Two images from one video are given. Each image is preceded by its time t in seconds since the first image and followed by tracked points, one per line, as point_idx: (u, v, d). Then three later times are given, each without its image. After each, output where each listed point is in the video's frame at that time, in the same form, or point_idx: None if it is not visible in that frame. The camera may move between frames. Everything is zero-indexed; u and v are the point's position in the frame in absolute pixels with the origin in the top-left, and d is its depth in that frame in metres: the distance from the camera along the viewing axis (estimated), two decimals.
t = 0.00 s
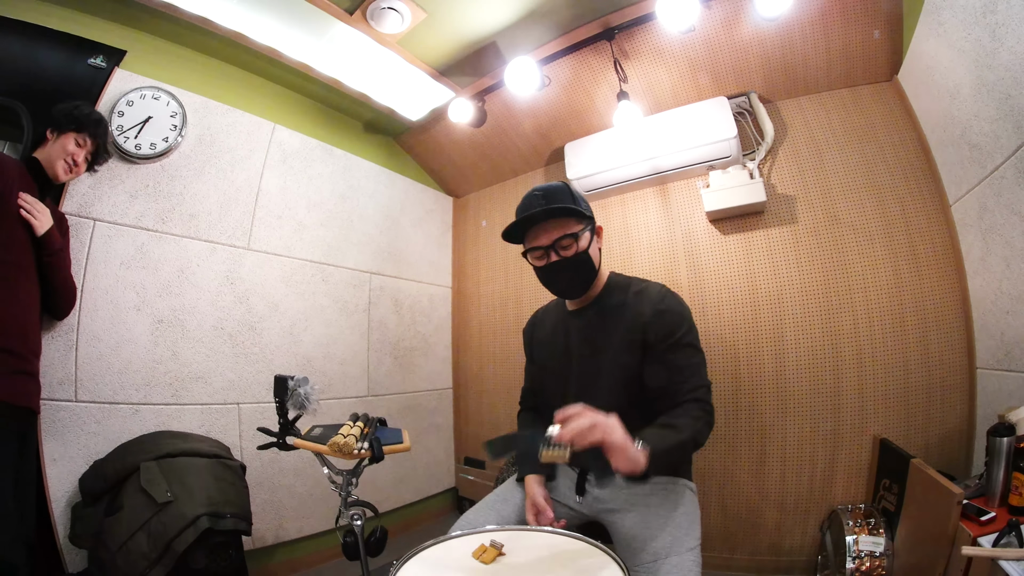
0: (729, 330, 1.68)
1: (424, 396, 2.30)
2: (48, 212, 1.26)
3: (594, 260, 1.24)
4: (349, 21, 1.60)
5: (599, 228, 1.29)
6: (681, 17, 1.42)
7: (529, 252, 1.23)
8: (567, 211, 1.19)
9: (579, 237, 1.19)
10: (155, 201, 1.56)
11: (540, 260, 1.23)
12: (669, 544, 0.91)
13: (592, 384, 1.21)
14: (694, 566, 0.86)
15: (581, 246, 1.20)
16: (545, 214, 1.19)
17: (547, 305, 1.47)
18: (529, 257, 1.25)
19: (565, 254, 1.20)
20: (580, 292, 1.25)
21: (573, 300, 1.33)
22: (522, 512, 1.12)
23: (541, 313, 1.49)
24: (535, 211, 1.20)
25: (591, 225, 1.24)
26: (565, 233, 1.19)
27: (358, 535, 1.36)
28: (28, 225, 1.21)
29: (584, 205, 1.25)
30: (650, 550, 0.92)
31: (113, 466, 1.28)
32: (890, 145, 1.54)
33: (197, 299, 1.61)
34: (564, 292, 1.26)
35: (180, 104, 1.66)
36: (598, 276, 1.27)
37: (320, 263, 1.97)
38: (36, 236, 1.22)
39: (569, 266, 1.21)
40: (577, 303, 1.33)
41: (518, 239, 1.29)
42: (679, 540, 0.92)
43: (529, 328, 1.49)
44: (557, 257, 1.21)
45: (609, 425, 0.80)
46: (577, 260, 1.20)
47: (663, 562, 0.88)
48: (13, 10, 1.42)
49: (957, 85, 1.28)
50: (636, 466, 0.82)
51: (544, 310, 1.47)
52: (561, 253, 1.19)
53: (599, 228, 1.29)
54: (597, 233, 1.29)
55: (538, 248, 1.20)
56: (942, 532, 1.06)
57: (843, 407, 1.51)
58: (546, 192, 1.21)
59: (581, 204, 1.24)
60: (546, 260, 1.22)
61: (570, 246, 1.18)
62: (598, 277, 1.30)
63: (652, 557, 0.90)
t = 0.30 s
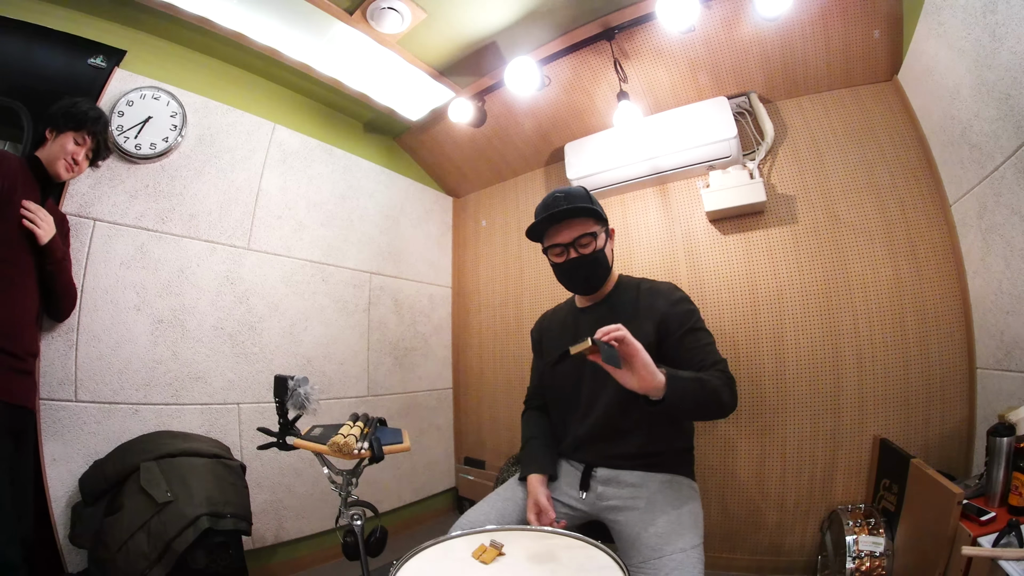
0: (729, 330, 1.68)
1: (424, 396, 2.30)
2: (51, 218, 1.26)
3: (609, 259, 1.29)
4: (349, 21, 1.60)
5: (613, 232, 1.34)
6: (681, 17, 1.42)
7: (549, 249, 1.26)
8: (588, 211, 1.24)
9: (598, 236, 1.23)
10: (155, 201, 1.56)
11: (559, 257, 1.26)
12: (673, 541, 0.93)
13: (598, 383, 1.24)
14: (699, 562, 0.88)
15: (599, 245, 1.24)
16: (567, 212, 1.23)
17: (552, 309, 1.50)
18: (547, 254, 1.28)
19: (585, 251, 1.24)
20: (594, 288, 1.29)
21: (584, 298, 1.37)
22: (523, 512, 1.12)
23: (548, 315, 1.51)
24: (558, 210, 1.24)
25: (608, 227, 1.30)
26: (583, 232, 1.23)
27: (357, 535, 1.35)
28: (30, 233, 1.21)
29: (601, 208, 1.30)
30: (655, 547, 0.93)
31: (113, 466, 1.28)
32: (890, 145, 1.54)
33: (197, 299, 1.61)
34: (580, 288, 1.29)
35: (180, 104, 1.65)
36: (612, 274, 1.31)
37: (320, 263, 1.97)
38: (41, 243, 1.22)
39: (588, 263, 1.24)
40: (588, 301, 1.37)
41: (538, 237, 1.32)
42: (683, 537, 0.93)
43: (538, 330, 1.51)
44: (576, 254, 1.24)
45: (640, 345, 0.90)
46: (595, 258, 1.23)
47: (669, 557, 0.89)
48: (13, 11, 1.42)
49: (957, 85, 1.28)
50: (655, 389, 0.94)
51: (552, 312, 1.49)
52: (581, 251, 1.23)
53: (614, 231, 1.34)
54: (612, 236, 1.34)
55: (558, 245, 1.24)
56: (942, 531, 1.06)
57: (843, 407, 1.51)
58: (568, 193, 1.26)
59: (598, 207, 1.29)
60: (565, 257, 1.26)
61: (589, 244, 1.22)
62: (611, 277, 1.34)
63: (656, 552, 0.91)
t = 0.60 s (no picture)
0: (730, 331, 1.67)
1: (424, 396, 2.30)
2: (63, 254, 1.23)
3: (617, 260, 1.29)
4: (349, 21, 1.60)
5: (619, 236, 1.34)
6: (681, 17, 1.42)
7: (558, 247, 1.27)
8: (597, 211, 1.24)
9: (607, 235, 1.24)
10: (155, 201, 1.56)
11: (569, 255, 1.27)
12: (674, 538, 0.92)
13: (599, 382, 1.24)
14: (700, 560, 0.88)
15: (607, 245, 1.25)
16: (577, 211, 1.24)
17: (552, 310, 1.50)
18: (557, 253, 1.29)
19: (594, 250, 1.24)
20: (601, 289, 1.29)
21: (590, 298, 1.38)
22: (523, 510, 1.12)
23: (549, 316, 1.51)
24: (568, 209, 1.25)
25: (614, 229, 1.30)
26: (593, 232, 1.24)
27: (358, 535, 1.35)
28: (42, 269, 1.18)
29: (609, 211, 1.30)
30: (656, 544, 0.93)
31: (113, 466, 1.28)
32: (890, 145, 1.54)
33: (198, 299, 1.61)
34: (588, 289, 1.30)
35: (180, 104, 1.66)
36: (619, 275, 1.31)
37: (320, 263, 1.97)
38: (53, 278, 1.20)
39: (597, 263, 1.24)
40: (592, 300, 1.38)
41: (548, 236, 1.33)
42: (684, 535, 0.93)
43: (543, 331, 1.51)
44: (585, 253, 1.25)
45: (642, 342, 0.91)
46: (604, 257, 1.24)
47: (670, 555, 0.89)
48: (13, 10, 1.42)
49: (957, 85, 1.28)
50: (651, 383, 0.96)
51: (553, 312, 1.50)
52: (590, 250, 1.23)
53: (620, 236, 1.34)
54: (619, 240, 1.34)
55: (568, 243, 1.25)
56: (943, 531, 1.06)
57: (843, 407, 1.51)
58: (579, 195, 1.27)
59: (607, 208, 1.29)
60: (575, 256, 1.26)
61: (599, 243, 1.23)
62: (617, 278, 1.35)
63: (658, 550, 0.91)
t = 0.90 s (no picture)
0: (730, 331, 1.67)
1: (424, 396, 2.30)
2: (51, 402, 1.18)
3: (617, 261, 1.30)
4: (349, 21, 1.60)
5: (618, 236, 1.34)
6: (681, 17, 1.41)
7: (558, 249, 1.27)
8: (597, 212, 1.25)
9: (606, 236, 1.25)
10: (155, 201, 1.56)
11: (570, 256, 1.27)
12: (674, 538, 0.93)
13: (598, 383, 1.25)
14: (699, 561, 0.88)
15: (607, 245, 1.26)
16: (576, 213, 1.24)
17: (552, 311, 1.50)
18: (558, 255, 1.29)
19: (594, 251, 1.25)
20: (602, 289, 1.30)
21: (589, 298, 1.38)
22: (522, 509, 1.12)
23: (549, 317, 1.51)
24: (568, 211, 1.25)
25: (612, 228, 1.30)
26: (593, 232, 1.25)
27: (358, 535, 1.35)
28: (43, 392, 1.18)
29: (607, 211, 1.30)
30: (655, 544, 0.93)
31: (113, 466, 1.28)
32: (890, 145, 1.54)
33: (198, 299, 1.61)
34: (589, 290, 1.30)
35: (180, 104, 1.66)
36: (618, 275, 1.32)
37: (320, 263, 1.97)
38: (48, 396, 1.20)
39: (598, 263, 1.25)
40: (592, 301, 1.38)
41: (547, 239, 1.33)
42: (683, 535, 0.93)
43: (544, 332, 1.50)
44: (585, 254, 1.25)
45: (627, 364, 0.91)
46: (605, 257, 1.25)
47: (669, 555, 0.89)
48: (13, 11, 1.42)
49: (957, 85, 1.28)
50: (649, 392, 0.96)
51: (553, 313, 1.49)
52: (591, 251, 1.24)
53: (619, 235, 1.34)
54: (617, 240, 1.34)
55: (569, 244, 1.25)
56: (943, 531, 1.06)
57: (844, 407, 1.51)
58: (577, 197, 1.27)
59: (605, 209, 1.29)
60: (576, 257, 1.26)
61: (599, 243, 1.24)
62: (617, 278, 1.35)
63: (657, 549, 0.92)
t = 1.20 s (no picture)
0: (729, 330, 1.67)
1: (424, 396, 2.30)
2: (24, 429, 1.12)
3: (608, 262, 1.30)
4: (349, 21, 1.60)
5: (610, 236, 1.33)
6: (681, 17, 1.41)
7: (548, 253, 1.27)
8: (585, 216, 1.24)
9: (594, 239, 1.24)
10: (155, 201, 1.56)
11: (559, 260, 1.27)
12: (674, 539, 0.94)
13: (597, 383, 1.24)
14: (699, 561, 0.89)
15: (597, 248, 1.25)
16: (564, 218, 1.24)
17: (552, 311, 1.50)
18: (549, 259, 1.29)
19: (583, 254, 1.25)
20: (594, 290, 1.30)
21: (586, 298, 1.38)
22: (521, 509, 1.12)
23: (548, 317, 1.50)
24: (556, 216, 1.25)
25: (603, 229, 1.29)
26: (582, 236, 1.24)
27: (358, 535, 1.35)
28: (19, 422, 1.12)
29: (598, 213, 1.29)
30: (655, 543, 0.94)
31: (113, 466, 1.28)
32: (890, 144, 1.54)
33: (197, 299, 1.61)
34: (580, 291, 1.31)
35: (180, 104, 1.66)
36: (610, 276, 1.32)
37: (320, 263, 1.97)
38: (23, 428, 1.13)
39: (586, 266, 1.25)
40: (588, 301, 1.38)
41: (538, 242, 1.34)
42: (683, 535, 0.94)
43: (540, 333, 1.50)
44: (575, 257, 1.25)
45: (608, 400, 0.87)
46: (594, 260, 1.24)
47: (669, 555, 0.90)
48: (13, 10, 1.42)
49: (957, 85, 1.28)
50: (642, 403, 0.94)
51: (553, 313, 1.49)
52: (579, 255, 1.24)
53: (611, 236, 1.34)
54: (608, 240, 1.33)
55: (558, 249, 1.25)
56: (943, 531, 1.06)
57: (843, 407, 1.51)
58: (566, 201, 1.26)
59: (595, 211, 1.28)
60: (565, 261, 1.27)
61: (588, 247, 1.24)
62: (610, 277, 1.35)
63: (657, 549, 0.93)
